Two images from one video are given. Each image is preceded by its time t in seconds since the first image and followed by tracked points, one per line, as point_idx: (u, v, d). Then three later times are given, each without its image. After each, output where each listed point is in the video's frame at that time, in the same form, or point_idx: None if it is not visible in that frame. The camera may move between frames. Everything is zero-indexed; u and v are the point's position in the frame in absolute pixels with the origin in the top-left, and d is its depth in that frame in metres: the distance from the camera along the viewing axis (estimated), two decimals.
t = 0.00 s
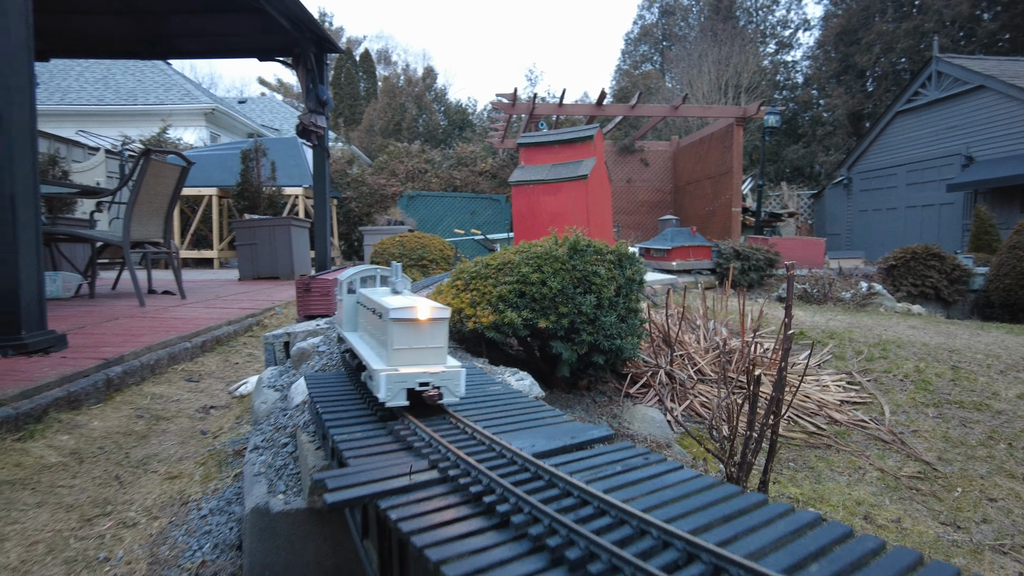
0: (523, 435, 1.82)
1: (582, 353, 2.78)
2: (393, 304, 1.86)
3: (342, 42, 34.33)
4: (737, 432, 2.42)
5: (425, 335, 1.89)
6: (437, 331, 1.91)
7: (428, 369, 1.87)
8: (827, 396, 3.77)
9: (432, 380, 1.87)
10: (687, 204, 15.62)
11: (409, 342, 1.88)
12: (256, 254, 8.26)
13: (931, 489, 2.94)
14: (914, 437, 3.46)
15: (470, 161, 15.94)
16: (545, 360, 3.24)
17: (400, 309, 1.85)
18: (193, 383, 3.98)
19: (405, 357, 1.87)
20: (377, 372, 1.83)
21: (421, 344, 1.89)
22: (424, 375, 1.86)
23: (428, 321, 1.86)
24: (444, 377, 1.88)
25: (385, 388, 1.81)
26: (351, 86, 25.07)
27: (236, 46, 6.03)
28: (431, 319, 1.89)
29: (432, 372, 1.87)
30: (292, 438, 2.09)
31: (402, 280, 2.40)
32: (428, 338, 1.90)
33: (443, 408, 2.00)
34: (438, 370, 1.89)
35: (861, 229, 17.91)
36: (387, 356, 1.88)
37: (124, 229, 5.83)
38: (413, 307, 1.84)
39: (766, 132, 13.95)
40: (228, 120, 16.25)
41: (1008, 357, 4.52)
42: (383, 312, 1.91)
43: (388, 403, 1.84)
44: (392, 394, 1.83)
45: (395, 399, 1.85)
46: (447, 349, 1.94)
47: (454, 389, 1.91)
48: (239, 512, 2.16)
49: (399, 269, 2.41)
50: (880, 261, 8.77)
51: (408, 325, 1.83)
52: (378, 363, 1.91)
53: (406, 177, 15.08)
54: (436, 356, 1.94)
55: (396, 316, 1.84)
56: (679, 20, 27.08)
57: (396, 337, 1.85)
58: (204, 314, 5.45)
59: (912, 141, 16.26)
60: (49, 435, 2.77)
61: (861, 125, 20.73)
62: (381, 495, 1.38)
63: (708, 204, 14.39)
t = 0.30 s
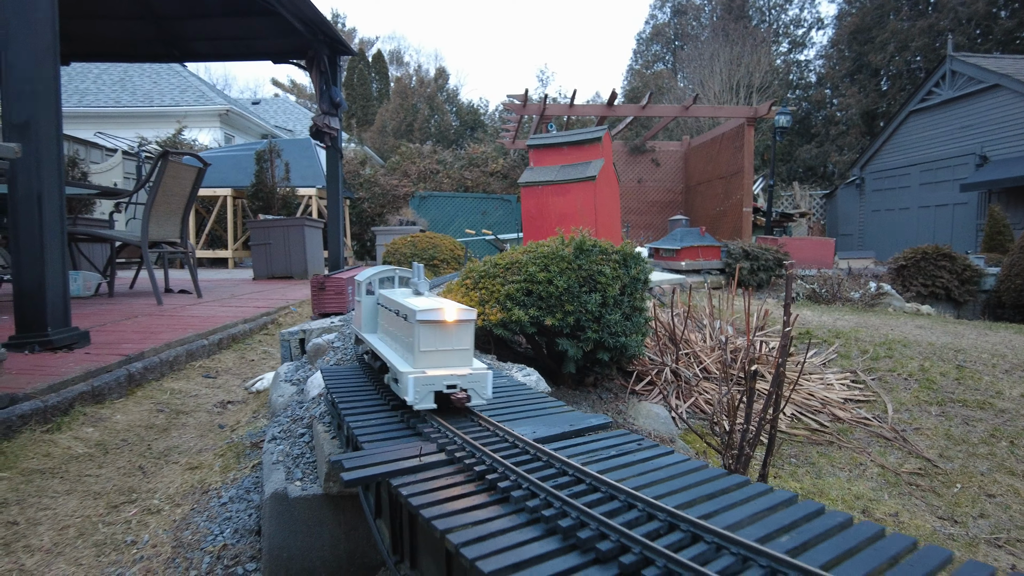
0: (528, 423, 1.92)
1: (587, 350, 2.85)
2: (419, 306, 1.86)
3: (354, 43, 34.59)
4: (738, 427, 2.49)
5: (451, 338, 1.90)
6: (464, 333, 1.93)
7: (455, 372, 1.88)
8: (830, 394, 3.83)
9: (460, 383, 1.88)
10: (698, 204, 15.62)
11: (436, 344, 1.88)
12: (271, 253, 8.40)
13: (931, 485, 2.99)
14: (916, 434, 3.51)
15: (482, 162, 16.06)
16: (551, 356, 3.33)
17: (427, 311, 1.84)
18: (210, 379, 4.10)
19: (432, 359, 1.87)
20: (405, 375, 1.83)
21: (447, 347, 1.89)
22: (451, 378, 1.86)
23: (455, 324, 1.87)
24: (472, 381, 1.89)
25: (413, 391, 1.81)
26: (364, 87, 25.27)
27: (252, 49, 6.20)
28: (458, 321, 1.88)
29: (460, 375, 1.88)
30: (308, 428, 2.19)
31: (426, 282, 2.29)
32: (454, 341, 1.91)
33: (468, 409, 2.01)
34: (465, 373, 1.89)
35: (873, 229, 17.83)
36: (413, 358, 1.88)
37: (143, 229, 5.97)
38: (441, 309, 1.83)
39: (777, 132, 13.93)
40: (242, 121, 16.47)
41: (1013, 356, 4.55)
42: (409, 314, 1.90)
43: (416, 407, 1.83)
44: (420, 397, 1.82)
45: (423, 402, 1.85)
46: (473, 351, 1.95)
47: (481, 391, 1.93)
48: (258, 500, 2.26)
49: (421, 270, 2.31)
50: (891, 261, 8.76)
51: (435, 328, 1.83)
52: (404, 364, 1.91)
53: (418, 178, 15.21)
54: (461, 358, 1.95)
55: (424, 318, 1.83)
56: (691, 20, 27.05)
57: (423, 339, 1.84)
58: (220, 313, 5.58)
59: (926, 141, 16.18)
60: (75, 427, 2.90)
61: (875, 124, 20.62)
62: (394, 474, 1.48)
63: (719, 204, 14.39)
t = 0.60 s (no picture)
0: (522, 426, 1.99)
1: (584, 353, 2.93)
2: (434, 320, 1.77)
3: (358, 44, 34.80)
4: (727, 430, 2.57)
5: (467, 352, 1.81)
6: (479, 347, 1.84)
7: (470, 388, 1.80)
8: (824, 397, 3.89)
9: (476, 399, 1.81)
10: (700, 205, 15.67)
11: (451, 359, 1.80)
12: (276, 255, 8.50)
13: (920, 485, 3.06)
14: (908, 436, 3.58)
15: (485, 163, 16.16)
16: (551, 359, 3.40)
17: (442, 325, 1.75)
18: (217, 380, 4.19)
19: (447, 375, 1.79)
20: (420, 393, 1.75)
21: (463, 361, 1.81)
22: (467, 395, 1.79)
23: (471, 339, 1.78)
24: (488, 397, 1.82)
25: (430, 408, 1.74)
26: (368, 88, 25.38)
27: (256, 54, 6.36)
28: (474, 336, 1.79)
29: (476, 392, 1.80)
30: (313, 429, 2.27)
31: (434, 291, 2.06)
32: (470, 355, 1.82)
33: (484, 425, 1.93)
34: (482, 390, 1.82)
35: (876, 231, 17.85)
36: (427, 373, 1.79)
37: (150, 232, 6.07)
38: (457, 325, 1.74)
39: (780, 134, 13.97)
40: (247, 122, 16.59)
41: (1007, 358, 4.62)
42: (423, 327, 1.82)
43: (433, 424, 1.76)
44: (436, 413, 1.75)
45: (439, 419, 1.77)
46: (487, 365, 1.87)
47: (497, 408, 1.85)
48: (264, 498, 2.34)
49: (430, 280, 2.07)
50: (890, 263, 8.81)
51: (451, 343, 1.74)
52: (416, 379, 1.83)
53: (422, 179, 15.31)
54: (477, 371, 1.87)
55: (438, 333, 1.74)
56: (695, 21, 27.07)
57: (439, 354, 1.75)
58: (226, 314, 5.68)
59: (929, 142, 16.21)
60: (87, 427, 2.99)
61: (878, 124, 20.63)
62: (393, 474, 1.56)
63: (721, 206, 14.45)
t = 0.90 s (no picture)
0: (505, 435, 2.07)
1: (575, 359, 2.99)
2: (440, 342, 1.72)
3: (359, 45, 34.90)
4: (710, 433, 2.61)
5: (473, 375, 1.76)
6: (485, 369, 1.79)
7: (478, 412, 1.74)
8: (813, 400, 3.95)
9: (484, 424, 1.75)
10: (699, 207, 15.72)
11: (457, 382, 1.74)
12: (275, 257, 8.56)
13: (905, 488, 3.12)
14: (895, 439, 3.65)
15: (484, 164, 16.24)
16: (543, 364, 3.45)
17: (448, 348, 1.70)
18: (217, 384, 4.26)
19: (452, 399, 1.74)
20: (426, 419, 1.69)
21: (468, 385, 1.76)
22: (474, 420, 1.73)
23: (478, 362, 1.73)
24: (496, 421, 1.76)
25: (435, 435, 1.68)
26: (368, 89, 25.47)
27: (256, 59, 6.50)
28: (481, 358, 1.75)
29: (483, 417, 1.74)
30: (308, 436, 2.33)
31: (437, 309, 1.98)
32: (476, 379, 1.77)
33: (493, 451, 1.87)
34: (489, 415, 1.76)
35: (874, 232, 17.90)
36: (432, 398, 1.74)
37: (151, 236, 6.14)
38: (464, 346, 1.70)
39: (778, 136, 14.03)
40: (247, 124, 16.68)
41: (996, 362, 4.69)
42: (428, 350, 1.76)
43: (439, 451, 1.71)
44: (443, 440, 1.70)
45: (446, 445, 1.72)
46: (494, 388, 1.82)
47: (505, 432, 1.80)
48: (262, 502, 2.39)
49: (433, 298, 1.99)
50: (886, 265, 8.86)
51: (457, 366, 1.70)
52: (420, 404, 1.78)
53: (422, 181, 15.38)
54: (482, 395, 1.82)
55: (445, 355, 1.69)
56: (695, 21, 27.13)
57: (444, 379, 1.71)
58: (226, 318, 5.74)
59: (926, 144, 16.28)
60: (89, 431, 3.07)
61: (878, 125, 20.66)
62: (381, 483, 1.63)
63: (719, 207, 14.52)
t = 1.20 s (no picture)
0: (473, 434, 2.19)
1: (559, 362, 3.06)
2: (433, 357, 1.71)
3: (358, 45, 34.98)
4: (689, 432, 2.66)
5: (467, 391, 1.75)
6: (478, 384, 1.78)
7: (472, 429, 1.72)
8: (797, 401, 4.03)
9: (477, 440, 1.73)
10: (696, 207, 15.78)
11: (450, 398, 1.73)
12: (273, 259, 8.64)
13: (882, 487, 3.20)
14: (876, 439, 3.73)
15: (482, 165, 16.33)
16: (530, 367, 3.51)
17: (441, 363, 1.69)
18: (212, 385, 4.33)
19: (445, 415, 1.72)
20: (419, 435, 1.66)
21: (461, 401, 1.74)
22: (469, 436, 1.71)
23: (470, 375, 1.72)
24: (490, 437, 1.75)
25: (429, 453, 1.65)
26: (368, 89, 25.52)
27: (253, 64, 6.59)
28: (474, 372, 1.74)
29: (477, 432, 1.72)
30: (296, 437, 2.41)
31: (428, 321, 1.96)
32: (470, 394, 1.75)
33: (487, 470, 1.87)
34: (483, 430, 1.74)
35: (870, 233, 17.99)
36: (425, 414, 1.72)
37: (148, 238, 6.21)
38: (456, 361, 1.69)
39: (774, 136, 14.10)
40: (246, 124, 16.75)
41: (980, 363, 4.77)
42: (420, 364, 1.75)
43: (432, 468, 1.68)
44: (436, 457, 1.67)
45: (439, 463, 1.69)
46: (486, 404, 1.81)
47: (500, 448, 1.78)
48: (252, 500, 2.47)
49: (424, 310, 1.97)
50: (878, 266, 8.94)
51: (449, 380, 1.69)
52: (412, 420, 1.75)
53: (420, 182, 15.44)
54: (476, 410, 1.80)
55: (437, 370, 1.68)
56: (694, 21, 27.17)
57: (437, 394, 1.69)
58: (223, 319, 5.81)
59: (921, 145, 16.38)
60: (86, 432, 3.14)
61: (875, 125, 20.72)
62: (358, 482, 1.72)
63: (715, 208, 14.60)
